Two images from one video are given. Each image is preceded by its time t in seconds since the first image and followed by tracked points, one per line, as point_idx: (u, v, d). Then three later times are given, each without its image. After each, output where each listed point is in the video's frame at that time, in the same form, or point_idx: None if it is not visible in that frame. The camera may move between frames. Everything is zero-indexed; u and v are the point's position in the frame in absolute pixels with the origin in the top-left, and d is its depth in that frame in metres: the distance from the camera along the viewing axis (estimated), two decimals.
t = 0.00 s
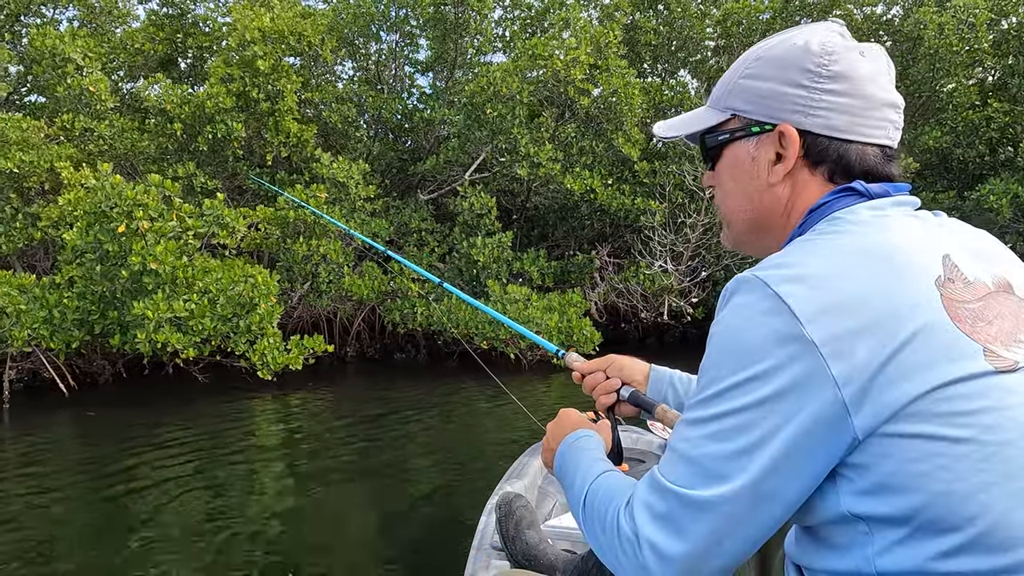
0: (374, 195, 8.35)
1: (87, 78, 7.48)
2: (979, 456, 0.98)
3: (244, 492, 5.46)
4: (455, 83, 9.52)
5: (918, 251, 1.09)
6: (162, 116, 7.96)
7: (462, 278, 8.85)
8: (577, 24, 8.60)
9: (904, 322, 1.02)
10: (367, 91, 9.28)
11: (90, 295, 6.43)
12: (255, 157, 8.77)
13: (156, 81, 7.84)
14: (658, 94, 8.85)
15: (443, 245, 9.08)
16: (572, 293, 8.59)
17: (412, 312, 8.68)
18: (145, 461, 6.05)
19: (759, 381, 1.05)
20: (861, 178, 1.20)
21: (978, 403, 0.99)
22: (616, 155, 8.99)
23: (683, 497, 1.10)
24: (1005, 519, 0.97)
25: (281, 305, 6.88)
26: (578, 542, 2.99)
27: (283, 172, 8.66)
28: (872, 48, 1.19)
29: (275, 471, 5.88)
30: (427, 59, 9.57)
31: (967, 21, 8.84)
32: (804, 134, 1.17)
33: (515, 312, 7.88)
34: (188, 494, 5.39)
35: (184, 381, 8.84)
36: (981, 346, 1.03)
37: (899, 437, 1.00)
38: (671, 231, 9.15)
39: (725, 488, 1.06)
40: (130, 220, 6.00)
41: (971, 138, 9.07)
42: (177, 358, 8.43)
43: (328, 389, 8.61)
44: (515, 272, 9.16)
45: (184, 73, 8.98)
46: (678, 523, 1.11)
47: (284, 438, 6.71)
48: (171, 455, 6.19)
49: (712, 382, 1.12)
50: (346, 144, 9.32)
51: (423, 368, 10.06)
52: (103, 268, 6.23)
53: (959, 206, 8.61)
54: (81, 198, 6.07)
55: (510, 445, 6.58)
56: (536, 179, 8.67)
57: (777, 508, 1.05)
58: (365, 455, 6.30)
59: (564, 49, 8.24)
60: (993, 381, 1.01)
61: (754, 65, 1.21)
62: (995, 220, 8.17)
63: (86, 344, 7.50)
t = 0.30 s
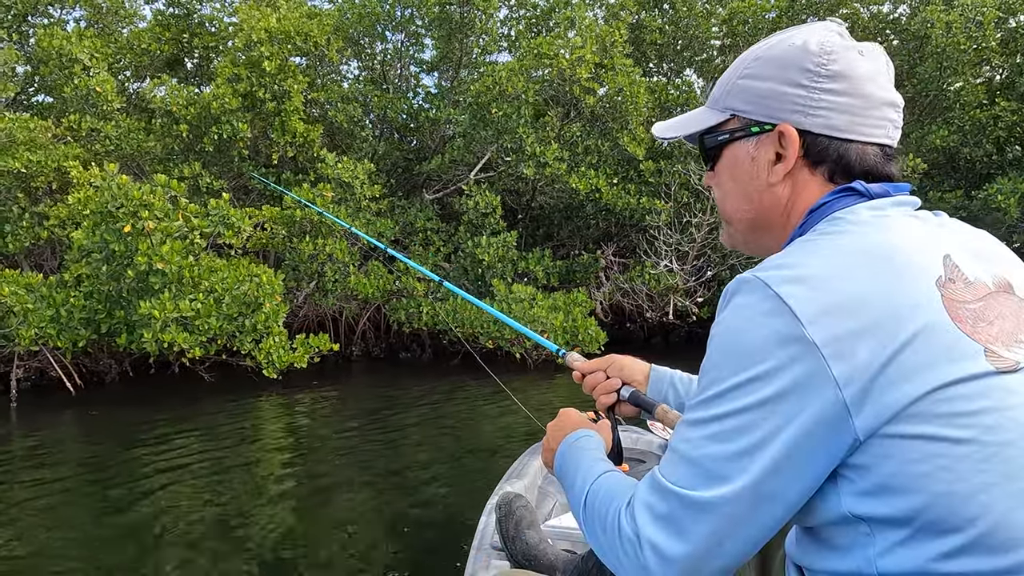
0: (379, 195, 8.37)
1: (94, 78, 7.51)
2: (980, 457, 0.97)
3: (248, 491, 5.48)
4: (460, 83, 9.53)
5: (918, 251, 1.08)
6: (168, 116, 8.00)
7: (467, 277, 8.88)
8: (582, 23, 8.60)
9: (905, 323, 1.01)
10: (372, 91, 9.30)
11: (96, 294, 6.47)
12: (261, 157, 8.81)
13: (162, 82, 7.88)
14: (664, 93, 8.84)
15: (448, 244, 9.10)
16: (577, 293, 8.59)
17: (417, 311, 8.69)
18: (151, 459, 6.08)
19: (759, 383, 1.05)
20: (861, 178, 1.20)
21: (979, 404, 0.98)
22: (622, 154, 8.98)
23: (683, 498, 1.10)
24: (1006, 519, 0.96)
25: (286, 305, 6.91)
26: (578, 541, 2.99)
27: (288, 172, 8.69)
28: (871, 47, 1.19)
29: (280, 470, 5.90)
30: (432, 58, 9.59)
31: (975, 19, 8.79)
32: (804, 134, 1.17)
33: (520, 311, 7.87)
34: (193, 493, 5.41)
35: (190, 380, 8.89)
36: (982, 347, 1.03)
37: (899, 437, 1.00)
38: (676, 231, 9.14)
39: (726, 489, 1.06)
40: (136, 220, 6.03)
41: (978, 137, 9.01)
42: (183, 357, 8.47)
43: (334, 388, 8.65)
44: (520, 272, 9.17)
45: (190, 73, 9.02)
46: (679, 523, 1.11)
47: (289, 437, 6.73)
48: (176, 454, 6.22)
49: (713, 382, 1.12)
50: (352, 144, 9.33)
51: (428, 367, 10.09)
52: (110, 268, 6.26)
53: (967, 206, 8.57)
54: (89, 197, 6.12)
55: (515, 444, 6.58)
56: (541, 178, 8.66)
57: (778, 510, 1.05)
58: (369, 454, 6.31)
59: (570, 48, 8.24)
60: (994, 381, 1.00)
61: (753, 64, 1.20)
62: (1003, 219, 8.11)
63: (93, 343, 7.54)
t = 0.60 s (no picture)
0: (385, 195, 8.38)
1: (100, 79, 7.53)
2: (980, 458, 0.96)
3: (253, 490, 5.49)
4: (466, 82, 9.54)
5: (917, 251, 1.08)
6: (174, 117, 8.03)
7: (472, 276, 8.89)
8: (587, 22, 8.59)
9: (905, 324, 1.01)
10: (378, 91, 9.32)
11: (103, 294, 6.50)
12: (267, 157, 8.84)
13: (168, 82, 7.91)
14: (669, 92, 8.82)
15: (453, 244, 9.19)
16: (582, 293, 8.59)
17: (422, 310, 8.71)
18: (156, 458, 6.10)
19: (760, 384, 1.05)
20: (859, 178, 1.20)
21: (980, 404, 0.98)
22: (628, 154, 8.95)
23: (683, 499, 1.10)
24: (1007, 520, 0.96)
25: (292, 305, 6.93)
26: (578, 542, 2.98)
27: (294, 172, 8.72)
28: (869, 47, 1.18)
29: (284, 469, 5.91)
30: (438, 58, 9.60)
31: (983, 17, 8.74)
32: (802, 134, 1.16)
33: (526, 310, 7.86)
34: (197, 492, 5.42)
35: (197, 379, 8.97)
36: (983, 348, 1.02)
37: (899, 438, 1.00)
38: (682, 231, 9.12)
39: (726, 490, 1.06)
40: (142, 219, 6.06)
41: (986, 136, 8.95)
42: (189, 356, 8.52)
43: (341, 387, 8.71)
44: (525, 271, 9.17)
45: (196, 74, 9.07)
46: (679, 524, 1.11)
47: (294, 436, 6.75)
48: (181, 453, 6.24)
49: (713, 383, 1.12)
50: (358, 143, 9.35)
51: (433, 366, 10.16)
52: (117, 268, 6.30)
53: (975, 206, 8.51)
54: (97, 196, 6.16)
55: (519, 444, 6.58)
56: (547, 178, 8.66)
57: (778, 510, 1.05)
58: (374, 454, 6.32)
59: (575, 48, 8.23)
60: (995, 382, 0.99)
61: (752, 64, 1.20)
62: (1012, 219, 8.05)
63: (100, 342, 7.58)
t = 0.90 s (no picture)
0: (391, 195, 8.40)
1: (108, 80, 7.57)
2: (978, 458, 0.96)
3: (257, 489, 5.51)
4: (472, 82, 9.55)
5: (915, 251, 1.07)
6: (180, 117, 8.08)
7: (478, 276, 8.91)
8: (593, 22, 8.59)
9: (903, 324, 1.01)
10: (383, 91, 9.34)
11: (110, 294, 6.56)
12: (273, 158, 8.87)
13: (175, 82, 7.96)
14: (675, 92, 8.80)
15: (459, 244, 9.18)
16: (588, 293, 8.58)
17: (428, 310, 8.73)
18: (162, 457, 6.13)
19: (760, 384, 1.04)
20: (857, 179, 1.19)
21: (979, 405, 0.98)
22: (633, 153, 8.94)
23: (683, 499, 1.10)
24: (1007, 520, 0.95)
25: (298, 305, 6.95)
26: (578, 542, 2.98)
27: (300, 172, 8.76)
28: (866, 48, 1.18)
29: (289, 469, 5.93)
30: (444, 58, 9.62)
31: (991, 15, 8.68)
32: (799, 136, 1.16)
33: (531, 310, 7.85)
34: (202, 491, 5.45)
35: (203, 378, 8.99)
36: (981, 348, 1.02)
37: (899, 438, 0.99)
38: (688, 230, 9.10)
39: (725, 491, 1.06)
40: (149, 219, 6.09)
41: (994, 135, 8.90)
42: (196, 355, 8.56)
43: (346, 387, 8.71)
44: (531, 271, 9.18)
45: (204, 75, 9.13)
46: (678, 523, 1.11)
47: (299, 436, 6.78)
48: (187, 452, 6.27)
49: (713, 383, 1.12)
50: (364, 143, 9.37)
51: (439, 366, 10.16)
52: (124, 267, 6.35)
53: (983, 205, 8.45)
54: (105, 196, 6.21)
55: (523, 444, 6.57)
56: (552, 178, 8.66)
57: (778, 510, 1.05)
58: (378, 453, 6.33)
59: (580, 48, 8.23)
60: (994, 382, 0.99)
61: (750, 65, 1.20)
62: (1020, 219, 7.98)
63: (107, 342, 7.63)
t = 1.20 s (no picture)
0: (397, 195, 8.42)
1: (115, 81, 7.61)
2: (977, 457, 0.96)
3: (262, 489, 5.52)
4: (477, 82, 9.56)
5: (915, 251, 1.07)
6: (186, 117, 8.12)
7: (483, 276, 8.92)
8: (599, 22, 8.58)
9: (903, 324, 1.01)
10: (389, 91, 9.36)
11: (117, 294, 6.59)
12: (279, 158, 8.90)
13: (181, 82, 8.00)
14: (681, 91, 8.78)
15: (465, 244, 9.20)
16: (593, 293, 8.58)
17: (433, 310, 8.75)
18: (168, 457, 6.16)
19: (759, 383, 1.04)
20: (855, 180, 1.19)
21: (979, 404, 0.97)
22: (639, 153, 8.92)
23: (681, 497, 1.10)
24: (1006, 520, 0.95)
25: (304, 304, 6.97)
26: (578, 542, 2.99)
27: (305, 172, 8.79)
28: (865, 50, 1.18)
29: (294, 468, 5.95)
30: (449, 58, 9.63)
31: (999, 14, 8.63)
32: (797, 137, 1.16)
33: (537, 310, 7.85)
34: (207, 491, 5.47)
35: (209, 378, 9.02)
36: (980, 347, 1.02)
37: (898, 438, 0.99)
38: (694, 230, 9.07)
39: (725, 489, 1.06)
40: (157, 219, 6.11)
41: (1001, 133, 8.83)
42: (202, 355, 8.60)
43: (351, 387, 8.73)
44: (536, 271, 9.18)
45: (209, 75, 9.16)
46: (677, 521, 1.11)
47: (304, 435, 6.80)
48: (192, 451, 6.30)
49: (712, 383, 1.11)
50: (369, 143, 9.39)
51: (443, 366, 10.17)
52: (131, 267, 6.38)
53: (990, 205, 8.40)
54: (112, 196, 6.23)
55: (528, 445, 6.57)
56: (558, 178, 8.65)
57: (777, 509, 1.05)
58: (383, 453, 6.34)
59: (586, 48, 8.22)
60: (993, 382, 0.99)
61: (748, 66, 1.19)
62: None
63: (114, 342, 7.67)
